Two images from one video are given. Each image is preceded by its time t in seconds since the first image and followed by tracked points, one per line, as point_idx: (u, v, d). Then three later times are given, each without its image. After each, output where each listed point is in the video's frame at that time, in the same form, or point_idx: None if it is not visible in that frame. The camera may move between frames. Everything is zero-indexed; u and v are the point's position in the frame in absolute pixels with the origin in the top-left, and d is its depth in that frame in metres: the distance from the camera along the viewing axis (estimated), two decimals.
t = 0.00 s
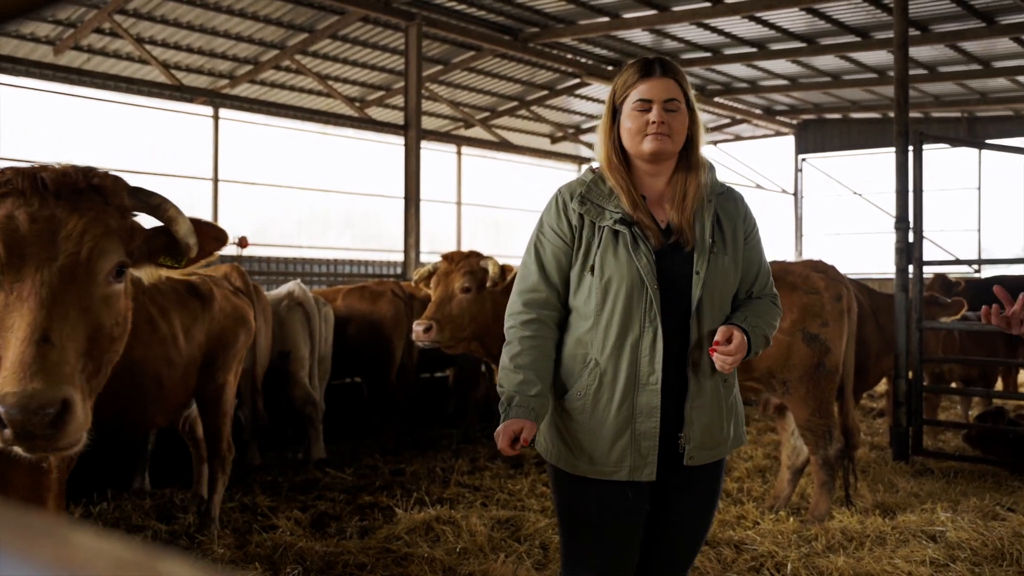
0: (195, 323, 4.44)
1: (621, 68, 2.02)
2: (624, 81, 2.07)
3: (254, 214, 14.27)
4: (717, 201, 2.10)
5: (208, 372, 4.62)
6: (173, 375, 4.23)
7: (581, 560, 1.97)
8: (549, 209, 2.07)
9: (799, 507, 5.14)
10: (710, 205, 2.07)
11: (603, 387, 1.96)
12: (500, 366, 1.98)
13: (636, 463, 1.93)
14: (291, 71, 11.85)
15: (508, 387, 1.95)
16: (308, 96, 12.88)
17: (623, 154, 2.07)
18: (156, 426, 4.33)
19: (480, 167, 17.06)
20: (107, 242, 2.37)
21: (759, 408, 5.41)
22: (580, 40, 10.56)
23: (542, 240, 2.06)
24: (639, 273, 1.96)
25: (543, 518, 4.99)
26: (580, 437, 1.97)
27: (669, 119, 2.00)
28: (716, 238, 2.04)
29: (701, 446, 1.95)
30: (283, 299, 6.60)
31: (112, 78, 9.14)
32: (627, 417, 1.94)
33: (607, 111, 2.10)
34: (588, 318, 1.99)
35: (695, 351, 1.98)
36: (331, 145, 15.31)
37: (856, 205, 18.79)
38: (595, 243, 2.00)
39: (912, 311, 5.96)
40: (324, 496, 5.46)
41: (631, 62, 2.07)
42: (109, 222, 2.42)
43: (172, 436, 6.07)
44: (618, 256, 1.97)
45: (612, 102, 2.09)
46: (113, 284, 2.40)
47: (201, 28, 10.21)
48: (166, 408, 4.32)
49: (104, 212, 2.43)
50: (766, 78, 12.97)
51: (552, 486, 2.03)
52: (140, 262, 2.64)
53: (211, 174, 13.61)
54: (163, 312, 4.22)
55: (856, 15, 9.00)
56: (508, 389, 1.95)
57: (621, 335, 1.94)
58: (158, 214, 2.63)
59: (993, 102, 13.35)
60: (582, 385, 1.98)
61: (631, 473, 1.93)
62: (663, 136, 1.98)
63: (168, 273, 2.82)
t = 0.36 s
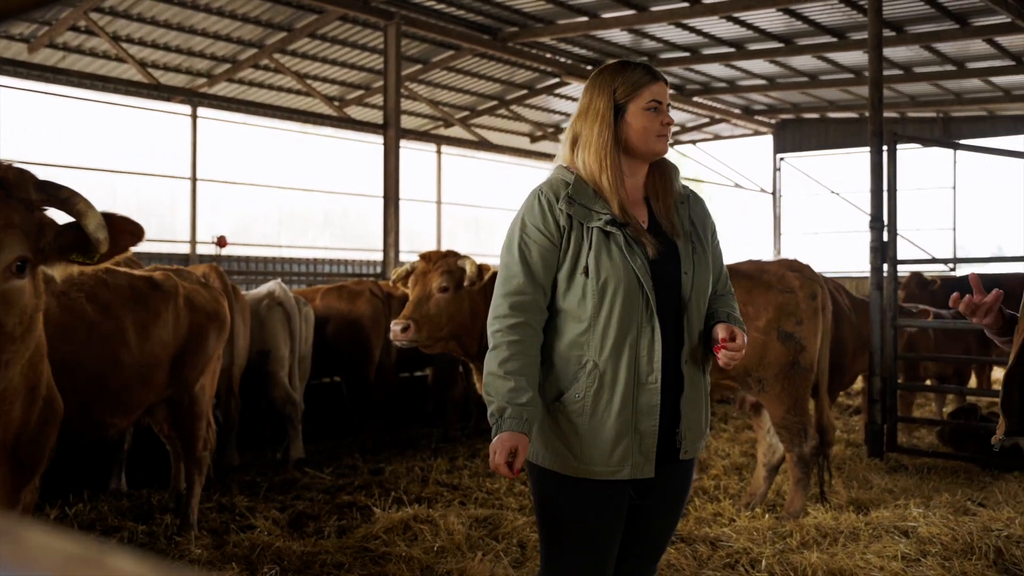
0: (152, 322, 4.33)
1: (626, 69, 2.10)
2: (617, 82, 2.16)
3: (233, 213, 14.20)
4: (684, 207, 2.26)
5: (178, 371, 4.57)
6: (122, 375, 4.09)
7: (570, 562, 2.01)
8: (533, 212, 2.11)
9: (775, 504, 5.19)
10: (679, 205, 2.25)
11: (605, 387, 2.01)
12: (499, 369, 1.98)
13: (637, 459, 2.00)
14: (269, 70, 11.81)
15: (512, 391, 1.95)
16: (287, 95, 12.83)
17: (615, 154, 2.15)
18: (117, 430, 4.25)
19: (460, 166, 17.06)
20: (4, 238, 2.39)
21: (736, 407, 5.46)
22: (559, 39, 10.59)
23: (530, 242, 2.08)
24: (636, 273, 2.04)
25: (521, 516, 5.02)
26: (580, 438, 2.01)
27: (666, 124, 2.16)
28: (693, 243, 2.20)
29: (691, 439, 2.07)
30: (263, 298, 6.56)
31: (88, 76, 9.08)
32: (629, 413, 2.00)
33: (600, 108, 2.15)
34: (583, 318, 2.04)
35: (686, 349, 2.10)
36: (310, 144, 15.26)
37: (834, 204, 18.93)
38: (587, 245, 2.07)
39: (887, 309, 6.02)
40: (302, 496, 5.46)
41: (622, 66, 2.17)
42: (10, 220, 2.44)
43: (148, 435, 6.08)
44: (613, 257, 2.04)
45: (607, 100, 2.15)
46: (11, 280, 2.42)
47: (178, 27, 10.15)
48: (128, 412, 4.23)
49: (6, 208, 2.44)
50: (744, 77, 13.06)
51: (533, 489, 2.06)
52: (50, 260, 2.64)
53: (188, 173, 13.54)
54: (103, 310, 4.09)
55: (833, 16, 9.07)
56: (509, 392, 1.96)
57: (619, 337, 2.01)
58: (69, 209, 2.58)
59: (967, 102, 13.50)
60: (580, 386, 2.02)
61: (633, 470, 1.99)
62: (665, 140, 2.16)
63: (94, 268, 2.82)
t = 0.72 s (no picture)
0: (83, 319, 4.25)
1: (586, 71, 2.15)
2: (576, 82, 2.20)
3: (204, 211, 14.12)
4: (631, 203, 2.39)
5: (117, 370, 4.49)
6: (53, 376, 4.10)
7: (548, 556, 2.06)
8: (510, 206, 2.10)
9: (741, 499, 5.24)
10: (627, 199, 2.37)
11: (590, 379, 2.06)
12: (495, 365, 1.97)
13: (619, 446, 2.10)
14: (239, 68, 11.76)
15: (511, 387, 1.95)
16: (257, 93, 12.78)
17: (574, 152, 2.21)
18: (49, 434, 4.29)
19: (433, 165, 17.07)
20: None
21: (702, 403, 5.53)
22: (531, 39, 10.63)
23: (510, 235, 2.07)
24: (615, 268, 2.11)
25: (488, 513, 5.04)
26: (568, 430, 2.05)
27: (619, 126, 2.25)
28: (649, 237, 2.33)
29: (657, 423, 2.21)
30: (232, 298, 6.50)
31: (54, 74, 9.00)
32: (613, 403, 2.08)
33: (559, 107, 2.19)
34: (564, 314, 2.08)
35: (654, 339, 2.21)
36: (282, 143, 15.19)
37: (804, 203, 19.07)
38: (564, 241, 2.10)
39: (852, 308, 6.12)
40: (272, 495, 5.46)
41: (580, 66, 2.21)
42: None
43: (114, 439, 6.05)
44: (593, 252, 2.10)
45: (565, 100, 2.19)
46: None
47: (146, 24, 10.09)
48: (65, 415, 4.23)
49: None
50: (716, 77, 13.18)
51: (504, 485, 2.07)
52: None
53: (158, 171, 13.45)
54: (28, 312, 4.01)
55: (801, 17, 9.17)
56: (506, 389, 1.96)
57: (603, 330, 2.06)
58: None
59: (934, 103, 13.69)
60: (565, 380, 2.06)
61: (615, 457, 2.09)
62: (618, 140, 2.24)
63: None
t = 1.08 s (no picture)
0: None
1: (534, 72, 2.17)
2: (525, 82, 2.22)
3: (165, 210, 14.00)
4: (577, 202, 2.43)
5: (36, 379, 4.30)
6: None
7: (499, 554, 2.08)
8: (461, 205, 2.11)
9: (697, 495, 5.31)
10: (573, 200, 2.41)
11: (541, 377, 2.09)
12: (449, 365, 1.98)
13: (569, 443, 2.13)
14: (200, 65, 11.67)
15: (465, 388, 1.97)
16: (218, 91, 12.70)
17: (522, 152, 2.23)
18: None
19: (398, 163, 17.06)
20: None
21: (659, 400, 5.60)
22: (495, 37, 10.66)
23: (461, 234, 2.08)
24: (563, 267, 2.14)
25: (445, 510, 5.05)
26: (519, 428, 2.07)
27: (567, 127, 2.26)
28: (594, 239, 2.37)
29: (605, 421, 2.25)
30: (192, 297, 6.53)
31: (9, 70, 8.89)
32: (564, 400, 2.11)
33: (506, 107, 2.21)
34: (516, 312, 2.10)
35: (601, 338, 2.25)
36: (246, 141, 15.08)
37: (766, 201, 19.24)
38: (514, 241, 2.13)
39: (808, 305, 6.21)
40: (230, 495, 5.43)
41: (529, 66, 2.23)
42: None
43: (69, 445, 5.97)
44: (542, 252, 2.13)
45: (513, 100, 2.21)
46: None
47: (104, 19, 9.98)
48: None
49: None
50: (678, 77, 13.31)
51: (454, 484, 2.09)
52: None
53: (117, 169, 13.32)
54: None
55: (761, 18, 9.27)
56: (460, 389, 1.98)
57: (553, 328, 2.09)
58: None
59: (892, 103, 13.89)
60: (517, 378, 2.08)
61: (566, 454, 2.12)
62: (564, 141, 2.26)
63: None
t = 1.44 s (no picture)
0: None
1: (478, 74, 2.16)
2: (470, 84, 2.21)
3: (116, 207, 13.82)
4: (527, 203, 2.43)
5: None
6: None
7: (443, 552, 2.08)
8: (401, 207, 2.12)
9: (648, 491, 5.37)
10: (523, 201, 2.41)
11: (483, 377, 2.09)
12: (388, 367, 2.00)
13: (512, 442, 2.13)
14: (153, 62, 11.53)
15: (404, 390, 1.99)
16: (171, 87, 12.56)
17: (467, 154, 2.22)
18: None
19: (355, 162, 17.01)
20: None
21: (611, 398, 5.69)
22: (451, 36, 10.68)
23: (402, 236, 2.09)
24: (505, 265, 2.14)
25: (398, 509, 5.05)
26: (461, 427, 2.07)
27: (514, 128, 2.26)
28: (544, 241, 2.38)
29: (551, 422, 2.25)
30: (142, 296, 6.41)
31: None
32: (507, 400, 2.11)
33: (452, 110, 2.20)
34: (457, 312, 2.11)
35: (548, 338, 2.25)
36: (202, 138, 14.91)
37: (720, 200, 19.12)
38: (454, 241, 2.14)
39: (758, 302, 6.31)
40: (180, 496, 5.38)
41: (475, 69, 2.22)
42: None
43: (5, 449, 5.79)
44: (483, 251, 2.13)
45: (457, 103, 2.20)
46: None
47: (53, 14, 9.83)
48: None
49: None
50: (634, 77, 13.43)
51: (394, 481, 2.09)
52: None
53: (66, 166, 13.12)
54: None
55: (715, 19, 9.38)
56: (399, 389, 1.99)
57: (495, 327, 2.10)
58: None
59: (843, 104, 14.14)
60: (458, 377, 2.08)
61: (508, 453, 2.12)
62: (510, 143, 2.25)
63: None
